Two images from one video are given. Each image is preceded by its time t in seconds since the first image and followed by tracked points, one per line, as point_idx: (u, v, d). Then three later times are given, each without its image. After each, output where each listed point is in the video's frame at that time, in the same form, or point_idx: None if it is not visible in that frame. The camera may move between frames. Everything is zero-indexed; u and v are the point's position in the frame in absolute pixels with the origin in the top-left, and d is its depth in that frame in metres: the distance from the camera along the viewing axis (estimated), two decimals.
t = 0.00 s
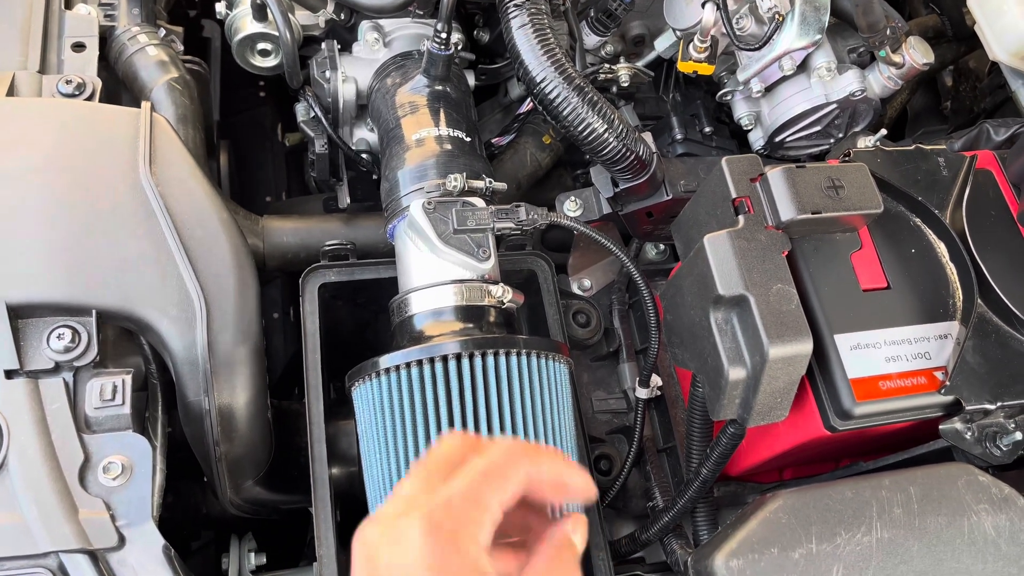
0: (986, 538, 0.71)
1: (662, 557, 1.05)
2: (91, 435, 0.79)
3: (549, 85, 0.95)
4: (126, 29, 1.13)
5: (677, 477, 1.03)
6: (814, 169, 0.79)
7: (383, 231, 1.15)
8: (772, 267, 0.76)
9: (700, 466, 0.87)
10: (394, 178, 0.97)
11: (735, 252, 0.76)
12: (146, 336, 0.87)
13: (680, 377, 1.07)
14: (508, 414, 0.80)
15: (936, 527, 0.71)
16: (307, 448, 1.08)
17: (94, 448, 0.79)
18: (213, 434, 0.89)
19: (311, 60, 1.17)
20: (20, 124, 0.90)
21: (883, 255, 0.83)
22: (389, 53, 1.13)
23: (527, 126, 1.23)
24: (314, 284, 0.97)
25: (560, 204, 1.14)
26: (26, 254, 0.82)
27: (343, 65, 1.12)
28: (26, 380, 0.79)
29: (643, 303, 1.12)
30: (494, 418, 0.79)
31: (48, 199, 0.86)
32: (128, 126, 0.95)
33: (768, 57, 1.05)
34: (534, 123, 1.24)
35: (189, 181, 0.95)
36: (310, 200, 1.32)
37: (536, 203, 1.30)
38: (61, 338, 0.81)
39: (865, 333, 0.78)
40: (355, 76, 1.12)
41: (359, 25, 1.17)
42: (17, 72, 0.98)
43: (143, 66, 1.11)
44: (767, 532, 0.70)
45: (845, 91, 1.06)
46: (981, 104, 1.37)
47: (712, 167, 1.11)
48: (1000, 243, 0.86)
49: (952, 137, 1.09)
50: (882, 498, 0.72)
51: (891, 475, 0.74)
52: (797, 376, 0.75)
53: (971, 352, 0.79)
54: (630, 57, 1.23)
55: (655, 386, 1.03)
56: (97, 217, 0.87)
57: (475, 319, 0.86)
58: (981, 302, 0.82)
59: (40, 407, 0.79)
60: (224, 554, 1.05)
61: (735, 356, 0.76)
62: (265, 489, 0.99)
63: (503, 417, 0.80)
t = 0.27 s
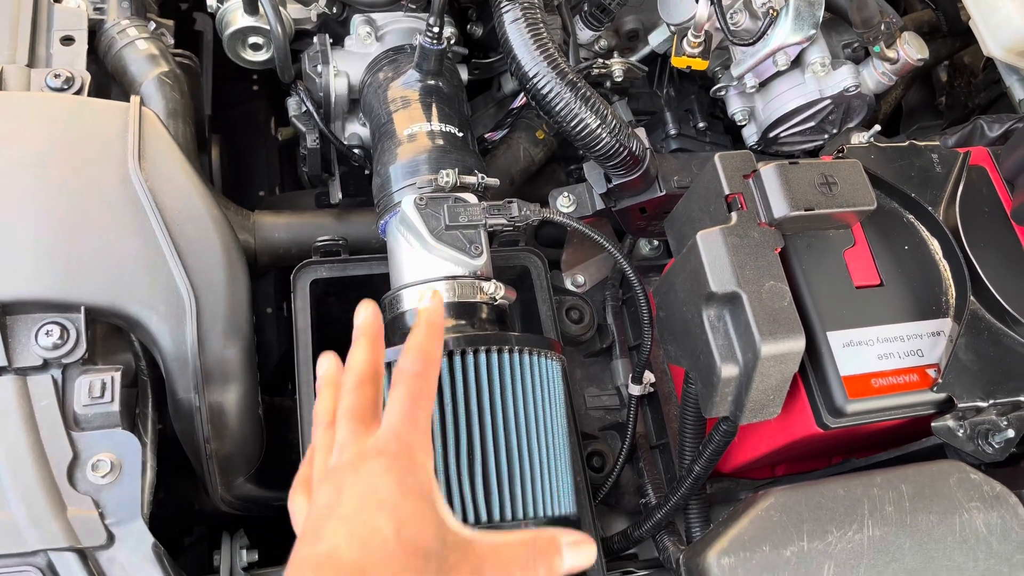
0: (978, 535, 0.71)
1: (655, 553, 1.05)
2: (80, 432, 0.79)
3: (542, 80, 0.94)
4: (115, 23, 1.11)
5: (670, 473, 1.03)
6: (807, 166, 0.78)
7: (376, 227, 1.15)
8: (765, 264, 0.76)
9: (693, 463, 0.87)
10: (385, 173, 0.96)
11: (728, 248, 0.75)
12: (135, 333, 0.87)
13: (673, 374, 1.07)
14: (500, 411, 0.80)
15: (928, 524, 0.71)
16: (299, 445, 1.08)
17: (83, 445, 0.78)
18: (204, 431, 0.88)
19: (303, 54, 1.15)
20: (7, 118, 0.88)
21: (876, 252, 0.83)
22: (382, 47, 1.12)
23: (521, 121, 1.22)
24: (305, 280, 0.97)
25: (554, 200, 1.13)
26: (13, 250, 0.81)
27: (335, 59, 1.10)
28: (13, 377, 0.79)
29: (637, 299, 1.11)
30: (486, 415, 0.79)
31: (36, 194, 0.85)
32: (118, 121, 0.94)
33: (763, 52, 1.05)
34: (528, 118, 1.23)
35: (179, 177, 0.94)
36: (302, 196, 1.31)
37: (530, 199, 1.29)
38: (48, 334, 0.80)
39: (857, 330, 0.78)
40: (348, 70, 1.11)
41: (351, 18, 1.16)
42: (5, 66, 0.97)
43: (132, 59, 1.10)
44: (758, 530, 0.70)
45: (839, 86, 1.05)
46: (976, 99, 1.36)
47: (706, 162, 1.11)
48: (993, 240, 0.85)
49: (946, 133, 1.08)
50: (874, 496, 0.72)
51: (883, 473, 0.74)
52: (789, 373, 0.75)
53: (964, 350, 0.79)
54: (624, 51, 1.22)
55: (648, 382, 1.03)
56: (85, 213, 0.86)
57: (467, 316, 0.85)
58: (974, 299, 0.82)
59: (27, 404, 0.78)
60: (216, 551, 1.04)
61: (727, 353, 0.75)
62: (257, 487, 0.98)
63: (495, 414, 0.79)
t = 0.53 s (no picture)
0: (988, 542, 0.70)
1: (658, 556, 1.04)
2: (75, 436, 0.77)
3: (545, 78, 0.93)
4: (111, 19, 1.10)
5: (674, 476, 1.02)
6: (815, 165, 0.77)
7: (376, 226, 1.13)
8: (772, 265, 0.74)
9: (697, 466, 0.86)
10: (386, 172, 0.95)
11: (735, 249, 0.74)
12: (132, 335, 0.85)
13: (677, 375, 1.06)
14: (502, 415, 0.78)
15: (937, 530, 0.70)
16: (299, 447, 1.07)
17: (78, 449, 0.77)
18: (202, 434, 0.87)
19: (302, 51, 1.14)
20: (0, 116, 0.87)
21: (885, 253, 0.81)
22: (382, 44, 1.10)
23: (523, 119, 1.20)
24: (304, 280, 0.95)
25: (556, 200, 1.12)
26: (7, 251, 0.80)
27: (334, 56, 1.09)
28: (7, 380, 0.77)
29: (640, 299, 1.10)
30: (488, 419, 0.78)
31: (31, 194, 0.83)
32: (114, 119, 0.93)
33: (769, 49, 1.03)
34: (530, 116, 1.22)
35: (176, 176, 0.93)
36: (301, 194, 1.30)
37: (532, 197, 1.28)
38: (43, 336, 0.79)
39: (866, 332, 0.76)
40: (347, 67, 1.09)
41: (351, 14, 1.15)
42: None
43: (129, 57, 1.08)
44: (765, 535, 0.68)
45: (846, 84, 1.04)
46: (982, 96, 1.35)
47: (710, 161, 1.09)
48: (1003, 240, 0.84)
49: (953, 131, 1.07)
50: (883, 501, 0.71)
51: (892, 477, 0.73)
52: (797, 377, 0.73)
53: (974, 352, 0.78)
54: (627, 48, 1.21)
55: (652, 384, 1.01)
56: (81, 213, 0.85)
57: (468, 318, 0.84)
58: (984, 301, 0.81)
59: (22, 408, 0.77)
60: (214, 554, 1.03)
61: (733, 355, 0.74)
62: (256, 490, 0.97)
63: (497, 418, 0.78)
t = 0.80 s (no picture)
0: (995, 555, 0.70)
1: (661, 565, 1.03)
2: (74, 450, 0.76)
3: (548, 86, 0.92)
4: (108, 24, 1.09)
5: (677, 485, 1.01)
6: (821, 175, 0.77)
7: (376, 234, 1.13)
8: (778, 277, 0.74)
9: (701, 477, 0.85)
10: (387, 181, 0.94)
11: (740, 260, 0.73)
12: (131, 346, 0.84)
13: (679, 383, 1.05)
14: (507, 428, 0.78)
15: (944, 544, 0.70)
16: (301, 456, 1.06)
17: (77, 464, 0.76)
18: (202, 446, 0.86)
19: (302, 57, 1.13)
20: None
21: (890, 263, 0.81)
22: (382, 50, 1.09)
23: (524, 125, 1.20)
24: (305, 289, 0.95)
25: (557, 207, 1.12)
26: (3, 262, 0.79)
27: (335, 62, 1.08)
28: (5, 394, 0.76)
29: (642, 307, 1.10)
30: (492, 431, 0.77)
31: (26, 203, 0.82)
32: (111, 127, 0.91)
33: (773, 55, 1.02)
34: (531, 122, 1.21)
35: (175, 185, 0.92)
36: (301, 200, 1.29)
37: (533, 203, 1.27)
38: (41, 350, 0.78)
39: (871, 344, 0.76)
40: (348, 73, 1.08)
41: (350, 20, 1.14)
42: None
43: (126, 63, 1.07)
44: (772, 550, 0.68)
45: (849, 91, 1.04)
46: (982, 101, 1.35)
47: (713, 168, 1.09)
48: (1008, 250, 0.84)
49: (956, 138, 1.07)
50: (889, 515, 0.70)
51: (898, 490, 0.72)
52: (802, 389, 0.73)
53: (980, 364, 0.78)
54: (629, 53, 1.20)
55: (654, 392, 1.01)
56: (78, 224, 0.83)
57: (471, 329, 0.83)
58: (989, 311, 0.81)
59: (20, 422, 0.76)
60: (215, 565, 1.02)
61: (739, 368, 0.74)
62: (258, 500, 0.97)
63: (501, 430, 0.77)
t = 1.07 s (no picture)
0: (996, 570, 0.70)
1: None
2: (81, 466, 0.77)
3: (551, 104, 0.93)
4: (114, 43, 1.10)
5: (679, 499, 1.02)
6: (821, 193, 0.78)
7: (379, 248, 1.14)
8: (779, 294, 0.75)
9: (703, 491, 0.86)
10: (391, 197, 0.95)
11: (741, 277, 0.74)
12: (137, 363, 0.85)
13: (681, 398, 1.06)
14: (510, 443, 0.78)
15: (945, 559, 0.70)
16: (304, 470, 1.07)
17: (83, 480, 0.77)
18: (207, 461, 0.87)
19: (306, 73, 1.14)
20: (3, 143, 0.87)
21: (889, 279, 0.82)
22: (385, 67, 1.11)
23: (525, 140, 1.21)
24: (309, 305, 0.95)
25: (559, 222, 1.13)
26: (11, 280, 0.79)
27: (338, 79, 1.09)
28: (13, 411, 0.77)
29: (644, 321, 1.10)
30: (495, 447, 0.77)
31: (34, 221, 0.83)
32: (118, 145, 0.92)
33: (772, 72, 1.04)
34: (533, 138, 1.22)
35: (181, 203, 0.93)
36: (304, 214, 1.30)
37: (536, 217, 1.28)
38: (49, 367, 0.79)
39: (871, 360, 0.77)
40: (352, 90, 1.09)
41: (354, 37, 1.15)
42: (4, 89, 0.96)
43: (132, 81, 1.08)
44: (774, 565, 0.68)
45: (848, 107, 1.05)
46: (981, 114, 1.37)
47: (713, 183, 1.10)
48: (1007, 265, 0.85)
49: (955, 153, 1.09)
50: (891, 530, 0.71)
51: (899, 505, 0.73)
52: (804, 405, 0.74)
53: (979, 379, 0.79)
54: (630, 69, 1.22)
55: (656, 406, 1.01)
56: (84, 242, 0.84)
57: (475, 345, 0.84)
58: (988, 327, 0.81)
59: (27, 438, 0.77)
60: None
61: (740, 384, 0.74)
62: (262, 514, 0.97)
63: (504, 445, 0.78)
